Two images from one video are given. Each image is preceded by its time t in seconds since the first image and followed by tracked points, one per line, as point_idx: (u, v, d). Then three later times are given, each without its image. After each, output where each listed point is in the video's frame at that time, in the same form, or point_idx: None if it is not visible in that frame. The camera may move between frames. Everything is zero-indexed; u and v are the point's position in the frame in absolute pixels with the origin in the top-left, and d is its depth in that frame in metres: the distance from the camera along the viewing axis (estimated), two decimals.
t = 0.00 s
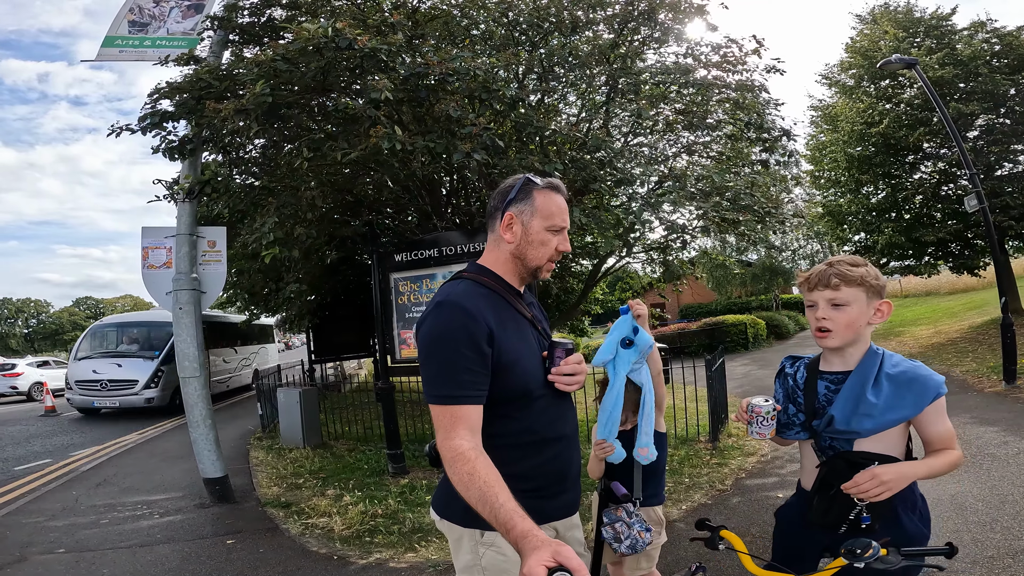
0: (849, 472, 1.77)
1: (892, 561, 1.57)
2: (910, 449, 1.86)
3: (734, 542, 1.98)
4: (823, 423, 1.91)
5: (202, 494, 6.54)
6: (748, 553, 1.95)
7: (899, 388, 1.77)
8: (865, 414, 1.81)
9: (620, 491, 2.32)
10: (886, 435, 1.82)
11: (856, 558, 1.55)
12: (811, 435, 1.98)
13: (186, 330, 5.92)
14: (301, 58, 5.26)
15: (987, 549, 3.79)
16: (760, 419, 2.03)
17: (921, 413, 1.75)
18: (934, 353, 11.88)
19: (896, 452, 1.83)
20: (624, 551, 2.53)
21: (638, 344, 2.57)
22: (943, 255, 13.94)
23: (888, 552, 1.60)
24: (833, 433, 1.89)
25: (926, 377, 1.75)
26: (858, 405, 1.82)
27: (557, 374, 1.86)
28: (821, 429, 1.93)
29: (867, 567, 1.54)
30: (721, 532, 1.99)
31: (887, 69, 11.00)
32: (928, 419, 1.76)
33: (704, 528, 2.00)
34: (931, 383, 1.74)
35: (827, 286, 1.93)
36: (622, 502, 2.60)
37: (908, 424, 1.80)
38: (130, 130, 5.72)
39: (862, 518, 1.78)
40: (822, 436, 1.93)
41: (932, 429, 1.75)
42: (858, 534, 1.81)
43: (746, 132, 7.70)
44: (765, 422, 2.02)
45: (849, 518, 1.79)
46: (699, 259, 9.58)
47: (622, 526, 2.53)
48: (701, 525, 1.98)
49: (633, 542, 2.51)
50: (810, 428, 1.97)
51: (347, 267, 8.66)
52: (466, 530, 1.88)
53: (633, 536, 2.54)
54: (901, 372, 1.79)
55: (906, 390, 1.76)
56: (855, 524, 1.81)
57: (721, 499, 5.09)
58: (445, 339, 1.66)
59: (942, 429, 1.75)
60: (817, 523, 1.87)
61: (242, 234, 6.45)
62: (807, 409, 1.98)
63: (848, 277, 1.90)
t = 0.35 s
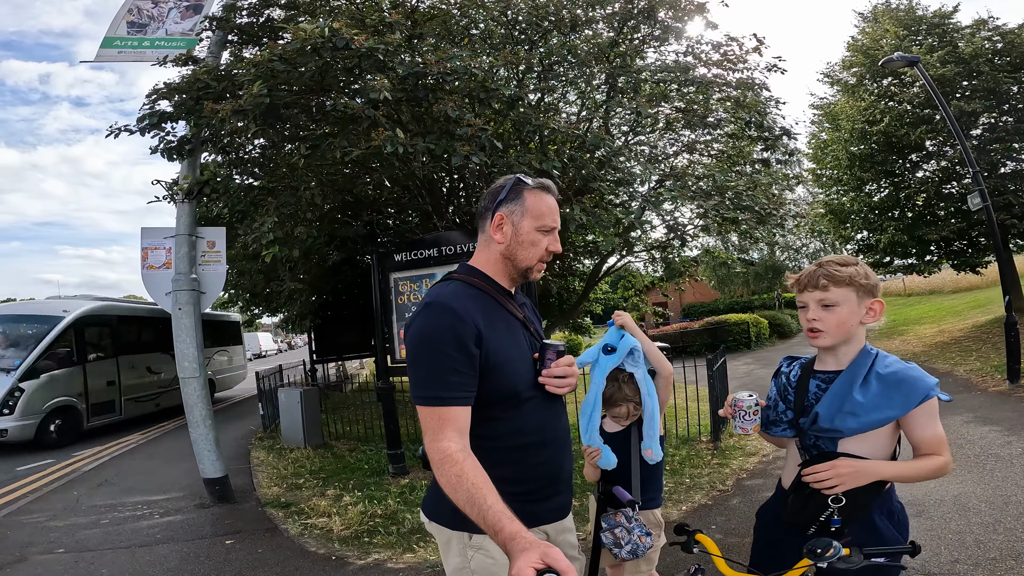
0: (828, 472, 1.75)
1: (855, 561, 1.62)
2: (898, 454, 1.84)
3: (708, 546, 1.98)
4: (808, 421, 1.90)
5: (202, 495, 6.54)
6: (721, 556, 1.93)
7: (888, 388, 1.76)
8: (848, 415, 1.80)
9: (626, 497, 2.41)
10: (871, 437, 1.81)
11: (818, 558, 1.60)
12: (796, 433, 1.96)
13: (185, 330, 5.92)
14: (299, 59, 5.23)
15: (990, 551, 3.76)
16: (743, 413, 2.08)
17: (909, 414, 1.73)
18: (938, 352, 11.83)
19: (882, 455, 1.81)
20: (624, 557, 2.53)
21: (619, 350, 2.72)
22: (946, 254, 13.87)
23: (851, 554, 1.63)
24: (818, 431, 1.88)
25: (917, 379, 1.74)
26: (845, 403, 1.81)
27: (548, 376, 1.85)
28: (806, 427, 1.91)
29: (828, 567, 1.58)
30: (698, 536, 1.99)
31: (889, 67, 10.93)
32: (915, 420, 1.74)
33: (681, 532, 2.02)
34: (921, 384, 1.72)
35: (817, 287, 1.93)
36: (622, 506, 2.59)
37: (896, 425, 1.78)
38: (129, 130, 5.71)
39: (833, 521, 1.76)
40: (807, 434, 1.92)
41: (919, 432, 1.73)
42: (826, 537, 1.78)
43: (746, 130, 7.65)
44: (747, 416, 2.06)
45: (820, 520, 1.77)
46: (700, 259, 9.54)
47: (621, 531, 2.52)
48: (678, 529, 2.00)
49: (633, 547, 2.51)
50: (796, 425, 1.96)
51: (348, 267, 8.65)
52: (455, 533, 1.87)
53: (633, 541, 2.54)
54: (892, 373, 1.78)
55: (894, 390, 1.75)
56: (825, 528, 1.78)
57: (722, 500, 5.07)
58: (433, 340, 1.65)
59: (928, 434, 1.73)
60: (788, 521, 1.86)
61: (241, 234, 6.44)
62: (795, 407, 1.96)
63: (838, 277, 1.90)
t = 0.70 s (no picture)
0: (802, 473, 1.78)
1: (819, 561, 1.68)
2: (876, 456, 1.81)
3: (683, 547, 2.10)
4: (790, 416, 1.89)
5: (203, 493, 6.56)
6: (695, 557, 2.03)
7: (871, 386, 1.73)
8: (818, 410, 1.80)
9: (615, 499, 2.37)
10: (852, 435, 1.77)
11: (780, 557, 1.69)
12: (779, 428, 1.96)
13: (185, 329, 5.94)
14: (295, 58, 5.21)
15: (990, 550, 3.72)
16: (739, 413, 1.98)
17: (888, 415, 1.70)
18: (943, 349, 11.74)
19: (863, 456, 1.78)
20: (615, 560, 2.45)
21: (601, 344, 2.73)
22: (951, 251, 13.77)
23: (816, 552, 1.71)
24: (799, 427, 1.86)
25: (903, 379, 1.70)
26: (827, 400, 1.79)
27: (534, 372, 1.84)
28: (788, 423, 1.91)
29: (790, 566, 1.67)
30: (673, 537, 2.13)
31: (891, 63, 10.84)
32: (888, 421, 1.70)
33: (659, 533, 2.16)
34: (904, 385, 1.68)
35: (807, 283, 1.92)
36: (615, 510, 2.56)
37: (876, 425, 1.75)
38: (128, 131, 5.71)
39: (802, 520, 1.78)
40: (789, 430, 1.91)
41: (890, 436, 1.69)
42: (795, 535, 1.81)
43: (746, 126, 7.59)
44: (742, 415, 1.96)
45: (789, 517, 1.80)
46: (702, 256, 9.50)
47: (613, 534, 2.46)
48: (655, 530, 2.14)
49: (624, 551, 2.42)
50: (780, 421, 1.95)
51: (349, 266, 8.65)
52: (438, 529, 1.86)
53: (624, 544, 2.46)
54: (878, 371, 1.75)
55: (877, 388, 1.71)
56: (794, 527, 1.81)
57: (721, 499, 5.04)
58: (416, 333, 1.63)
59: (903, 437, 1.68)
60: (761, 518, 1.89)
61: (241, 233, 6.46)
62: (781, 402, 1.96)
63: (827, 274, 1.89)
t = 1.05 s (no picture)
0: (818, 479, 1.73)
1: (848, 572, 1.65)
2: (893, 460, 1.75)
3: (699, 553, 2.10)
4: (805, 421, 1.85)
5: (207, 494, 6.58)
6: (713, 564, 2.05)
7: (887, 385, 1.69)
8: (828, 412, 1.77)
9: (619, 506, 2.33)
10: (867, 438, 1.72)
11: (808, 570, 1.61)
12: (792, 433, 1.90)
13: (188, 331, 5.96)
14: (293, 59, 5.18)
15: (996, 554, 3.67)
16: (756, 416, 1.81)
17: (904, 415, 1.65)
18: (950, 348, 11.66)
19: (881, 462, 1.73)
20: (615, 566, 2.57)
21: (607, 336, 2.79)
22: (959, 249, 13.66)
23: (844, 563, 1.67)
24: (814, 432, 1.82)
25: (920, 376, 1.65)
26: (841, 402, 1.75)
27: (524, 378, 1.82)
28: (803, 428, 1.85)
29: None
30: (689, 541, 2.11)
31: (896, 60, 10.73)
32: (900, 422, 1.66)
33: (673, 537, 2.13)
34: (921, 382, 1.64)
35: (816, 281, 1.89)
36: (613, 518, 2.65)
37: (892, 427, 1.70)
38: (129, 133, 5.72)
39: (816, 528, 1.71)
40: (804, 435, 1.86)
41: (902, 437, 1.65)
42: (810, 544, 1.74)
43: (749, 124, 7.51)
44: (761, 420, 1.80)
45: (804, 525, 1.72)
46: (706, 255, 9.44)
47: (613, 541, 2.58)
48: (669, 534, 2.11)
49: (624, 557, 2.55)
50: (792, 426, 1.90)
51: (352, 267, 8.65)
52: (429, 535, 1.85)
53: (624, 551, 2.58)
54: (893, 370, 1.70)
55: (893, 386, 1.67)
56: (809, 534, 1.74)
57: (724, 500, 5.01)
58: (399, 334, 1.62)
59: (919, 438, 1.63)
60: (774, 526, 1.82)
61: (243, 235, 6.47)
62: (794, 406, 1.91)
63: (838, 271, 1.86)
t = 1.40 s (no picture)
0: (840, 487, 1.65)
1: None
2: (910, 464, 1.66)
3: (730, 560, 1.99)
4: (823, 430, 1.76)
5: (209, 495, 6.59)
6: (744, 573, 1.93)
7: (907, 389, 1.62)
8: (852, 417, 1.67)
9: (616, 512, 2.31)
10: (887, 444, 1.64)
11: None
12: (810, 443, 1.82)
13: (191, 332, 5.97)
14: (293, 61, 5.15)
15: (999, 558, 3.65)
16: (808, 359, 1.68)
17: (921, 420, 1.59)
18: (954, 349, 11.61)
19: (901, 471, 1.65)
20: (612, 571, 2.63)
21: (603, 356, 2.81)
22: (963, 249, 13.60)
23: None
24: (833, 441, 1.74)
25: (939, 380, 1.59)
26: (862, 407, 1.67)
27: (522, 386, 1.81)
28: (821, 437, 1.77)
29: None
30: (718, 547, 2.02)
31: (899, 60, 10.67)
32: (926, 425, 1.58)
33: (701, 542, 2.05)
34: (942, 385, 1.57)
35: (836, 286, 1.76)
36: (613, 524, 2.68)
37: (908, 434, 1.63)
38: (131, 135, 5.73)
39: (843, 536, 1.67)
40: (822, 445, 1.77)
41: (930, 438, 1.56)
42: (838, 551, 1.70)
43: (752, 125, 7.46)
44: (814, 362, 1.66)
45: (829, 533, 1.68)
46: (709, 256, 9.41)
47: (611, 547, 2.62)
48: (697, 539, 2.04)
49: (622, 563, 2.61)
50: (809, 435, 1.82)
51: (354, 268, 8.64)
52: (427, 540, 1.84)
53: (622, 557, 2.63)
54: (912, 376, 1.64)
55: (914, 390, 1.60)
56: (835, 541, 1.69)
57: (725, 503, 5.00)
58: (395, 340, 1.62)
59: (932, 442, 1.56)
60: (797, 534, 1.77)
61: (245, 237, 6.49)
62: (809, 415, 1.83)
63: (861, 277, 1.72)
